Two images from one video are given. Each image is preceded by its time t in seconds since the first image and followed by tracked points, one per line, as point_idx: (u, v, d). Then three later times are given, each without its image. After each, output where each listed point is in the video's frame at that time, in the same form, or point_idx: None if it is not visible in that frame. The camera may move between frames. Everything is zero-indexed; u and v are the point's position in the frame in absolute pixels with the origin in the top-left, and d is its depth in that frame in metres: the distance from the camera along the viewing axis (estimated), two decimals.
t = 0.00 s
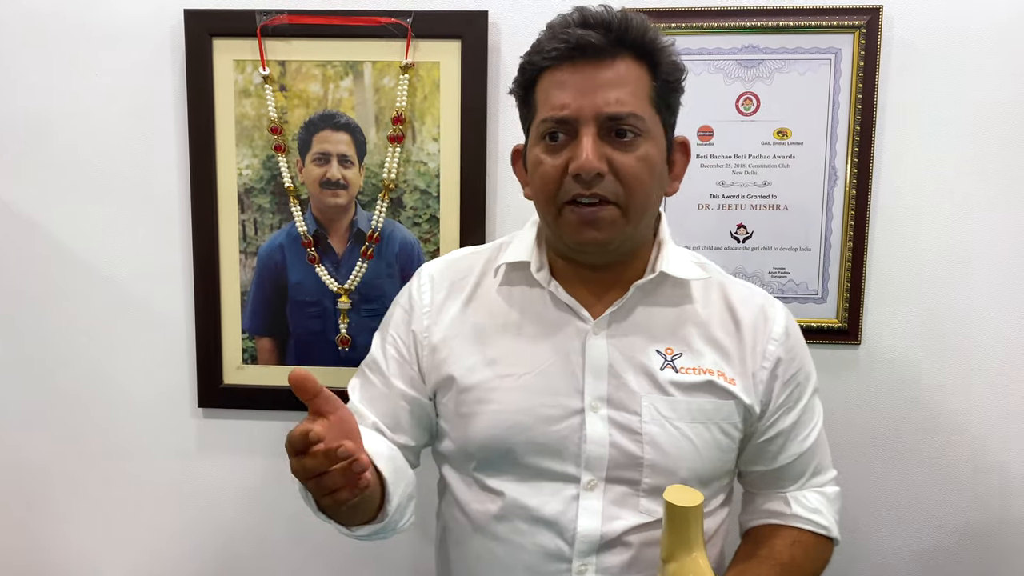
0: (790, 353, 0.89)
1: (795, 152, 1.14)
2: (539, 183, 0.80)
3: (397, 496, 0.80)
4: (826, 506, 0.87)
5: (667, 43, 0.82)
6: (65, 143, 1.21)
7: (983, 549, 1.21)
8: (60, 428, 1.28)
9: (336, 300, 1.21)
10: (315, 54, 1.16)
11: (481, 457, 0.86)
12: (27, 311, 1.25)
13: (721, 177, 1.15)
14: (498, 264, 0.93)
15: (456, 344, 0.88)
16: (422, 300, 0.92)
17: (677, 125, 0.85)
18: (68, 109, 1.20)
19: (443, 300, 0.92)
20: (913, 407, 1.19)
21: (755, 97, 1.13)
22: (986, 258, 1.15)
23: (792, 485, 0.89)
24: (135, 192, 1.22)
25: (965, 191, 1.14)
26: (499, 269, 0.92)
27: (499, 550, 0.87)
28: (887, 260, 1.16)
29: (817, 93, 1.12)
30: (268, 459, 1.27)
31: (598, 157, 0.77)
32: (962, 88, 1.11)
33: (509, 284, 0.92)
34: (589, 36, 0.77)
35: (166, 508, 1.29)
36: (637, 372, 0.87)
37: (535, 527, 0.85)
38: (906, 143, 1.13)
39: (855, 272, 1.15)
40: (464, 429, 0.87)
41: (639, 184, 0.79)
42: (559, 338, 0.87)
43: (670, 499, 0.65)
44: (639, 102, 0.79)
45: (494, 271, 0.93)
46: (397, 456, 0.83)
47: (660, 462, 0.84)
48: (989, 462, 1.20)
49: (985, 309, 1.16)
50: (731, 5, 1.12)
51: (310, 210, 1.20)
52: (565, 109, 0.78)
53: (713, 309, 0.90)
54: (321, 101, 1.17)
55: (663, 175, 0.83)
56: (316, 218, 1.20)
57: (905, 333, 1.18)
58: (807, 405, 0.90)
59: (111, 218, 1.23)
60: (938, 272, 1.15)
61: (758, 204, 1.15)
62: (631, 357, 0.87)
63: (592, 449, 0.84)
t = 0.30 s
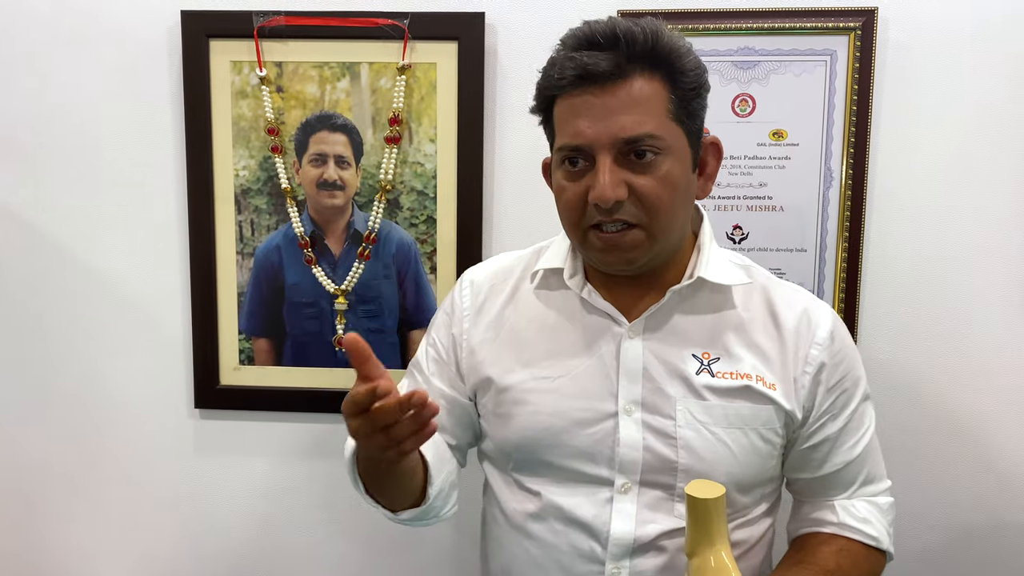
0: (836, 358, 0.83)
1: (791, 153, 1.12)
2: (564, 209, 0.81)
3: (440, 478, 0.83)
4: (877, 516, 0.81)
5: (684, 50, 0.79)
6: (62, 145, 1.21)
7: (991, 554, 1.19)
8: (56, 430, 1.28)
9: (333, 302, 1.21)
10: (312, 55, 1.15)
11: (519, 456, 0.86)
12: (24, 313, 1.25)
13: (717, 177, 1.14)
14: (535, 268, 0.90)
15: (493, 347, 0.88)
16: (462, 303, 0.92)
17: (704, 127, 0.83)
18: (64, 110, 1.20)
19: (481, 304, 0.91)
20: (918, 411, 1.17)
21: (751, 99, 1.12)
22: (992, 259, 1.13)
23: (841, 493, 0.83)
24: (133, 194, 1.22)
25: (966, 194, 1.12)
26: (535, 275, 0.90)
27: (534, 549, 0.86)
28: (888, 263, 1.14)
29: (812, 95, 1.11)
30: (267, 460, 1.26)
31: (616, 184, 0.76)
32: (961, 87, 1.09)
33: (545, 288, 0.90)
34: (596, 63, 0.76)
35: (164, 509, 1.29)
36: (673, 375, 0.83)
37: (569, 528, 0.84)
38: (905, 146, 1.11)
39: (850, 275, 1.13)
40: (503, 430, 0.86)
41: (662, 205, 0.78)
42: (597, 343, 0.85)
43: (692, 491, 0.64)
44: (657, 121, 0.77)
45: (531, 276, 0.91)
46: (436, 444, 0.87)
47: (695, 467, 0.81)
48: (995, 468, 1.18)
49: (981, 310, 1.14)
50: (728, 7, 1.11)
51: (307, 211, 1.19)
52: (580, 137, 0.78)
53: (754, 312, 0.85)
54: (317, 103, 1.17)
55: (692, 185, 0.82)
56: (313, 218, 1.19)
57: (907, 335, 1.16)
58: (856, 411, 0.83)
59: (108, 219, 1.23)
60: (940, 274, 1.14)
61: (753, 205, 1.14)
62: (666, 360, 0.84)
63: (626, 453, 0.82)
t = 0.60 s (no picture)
0: (856, 357, 0.81)
1: (790, 152, 1.12)
2: (581, 196, 0.80)
3: (445, 455, 0.83)
4: (901, 521, 0.80)
5: (686, 36, 0.80)
6: (61, 145, 1.21)
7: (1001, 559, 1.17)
8: (56, 430, 1.28)
9: (333, 301, 1.20)
10: (311, 54, 1.15)
11: (534, 453, 0.86)
12: (23, 313, 1.25)
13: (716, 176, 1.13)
14: (555, 268, 0.92)
15: (512, 343, 0.89)
16: (483, 302, 0.94)
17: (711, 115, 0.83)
18: (62, 111, 1.20)
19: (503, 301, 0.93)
20: (921, 413, 1.16)
21: (750, 98, 1.12)
22: (996, 260, 1.11)
23: (864, 497, 0.82)
24: (132, 194, 1.21)
25: (968, 195, 1.10)
26: (556, 273, 0.91)
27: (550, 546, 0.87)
28: (889, 263, 1.13)
29: (811, 93, 1.10)
30: (268, 459, 1.26)
31: (631, 156, 0.76)
32: (960, 85, 1.09)
33: (565, 286, 0.91)
34: (604, 43, 0.77)
35: (165, 508, 1.29)
36: (687, 373, 0.83)
37: (583, 525, 0.84)
38: (904, 146, 1.11)
39: (847, 277, 1.12)
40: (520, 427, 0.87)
41: (678, 178, 0.77)
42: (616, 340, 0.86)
43: (704, 489, 0.63)
44: (666, 96, 0.77)
45: (551, 275, 0.92)
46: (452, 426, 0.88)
47: (709, 467, 0.80)
48: (1002, 472, 1.16)
49: (983, 309, 1.13)
50: (726, 6, 1.11)
51: (305, 210, 1.19)
52: (591, 117, 0.78)
53: (771, 311, 0.84)
54: (316, 102, 1.16)
55: (705, 167, 0.81)
56: (312, 217, 1.19)
57: (909, 337, 1.15)
58: (878, 414, 0.82)
59: (106, 220, 1.23)
60: (941, 275, 1.13)
61: (752, 204, 1.13)
62: (681, 359, 0.83)
63: (640, 451, 0.82)
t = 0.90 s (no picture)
0: (861, 357, 0.81)
1: (789, 150, 1.11)
2: (590, 205, 0.81)
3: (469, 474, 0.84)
4: (902, 520, 0.80)
5: (714, 48, 0.79)
6: (58, 142, 1.20)
7: (1000, 557, 1.17)
8: (53, 428, 1.27)
9: (331, 299, 1.20)
10: (309, 51, 1.15)
11: (541, 452, 0.87)
12: (20, 310, 1.25)
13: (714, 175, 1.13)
14: (559, 268, 0.91)
15: (517, 345, 0.89)
16: (488, 302, 0.93)
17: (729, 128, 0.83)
18: (59, 110, 1.20)
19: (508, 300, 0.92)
20: (921, 413, 1.16)
21: (749, 96, 1.11)
22: (996, 258, 1.11)
23: (866, 495, 0.82)
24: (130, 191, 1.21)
25: (967, 193, 1.10)
26: (560, 273, 0.90)
27: (553, 543, 0.87)
28: (888, 262, 1.13)
29: (811, 91, 1.10)
30: (266, 456, 1.26)
31: (645, 179, 0.77)
32: (959, 84, 1.08)
33: (569, 287, 0.90)
34: (630, 58, 0.76)
35: (162, 505, 1.29)
36: (691, 373, 0.83)
37: (588, 523, 0.84)
38: (903, 145, 1.10)
39: (846, 275, 1.12)
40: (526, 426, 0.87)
41: (690, 201, 0.78)
42: (621, 340, 0.85)
43: (699, 488, 0.62)
44: (687, 118, 0.77)
45: (555, 275, 0.91)
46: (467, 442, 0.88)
47: (713, 466, 0.80)
48: (1002, 470, 1.16)
49: (983, 308, 1.13)
50: (726, 4, 1.10)
51: (304, 208, 1.19)
52: (609, 131, 0.78)
53: (775, 310, 0.84)
54: (315, 99, 1.16)
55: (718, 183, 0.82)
56: (310, 215, 1.19)
57: (909, 336, 1.14)
58: (881, 413, 0.82)
59: (105, 219, 1.22)
60: (941, 274, 1.12)
61: (751, 203, 1.13)
62: (686, 359, 0.83)
63: (643, 450, 0.82)
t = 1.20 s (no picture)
0: (865, 354, 0.81)
1: (787, 148, 1.11)
2: (592, 204, 0.81)
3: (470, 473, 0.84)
4: (905, 514, 0.81)
5: (703, 40, 0.79)
6: (55, 139, 1.20)
7: (999, 555, 1.17)
8: (50, 425, 1.27)
9: (328, 296, 1.20)
10: (307, 48, 1.14)
11: (547, 451, 0.86)
12: (16, 307, 1.24)
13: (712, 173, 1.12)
14: (561, 266, 0.91)
15: (520, 343, 0.89)
16: (489, 300, 0.93)
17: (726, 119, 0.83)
18: (55, 106, 1.19)
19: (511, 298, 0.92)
20: (921, 412, 1.16)
21: (748, 94, 1.11)
22: (995, 257, 1.11)
23: (869, 490, 0.82)
24: (127, 187, 1.21)
25: (967, 191, 1.10)
26: (562, 271, 0.90)
27: (558, 543, 0.86)
28: (887, 260, 1.13)
29: (809, 89, 1.09)
30: (264, 454, 1.25)
31: (645, 173, 0.76)
32: (957, 81, 1.08)
33: (572, 284, 0.90)
34: (620, 54, 0.76)
35: (161, 503, 1.28)
36: (698, 371, 0.83)
37: (594, 522, 0.84)
38: (902, 143, 1.10)
39: (844, 274, 1.12)
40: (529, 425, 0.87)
41: (691, 193, 0.78)
42: (624, 338, 0.85)
43: (724, 489, 0.62)
44: (683, 110, 0.77)
45: (557, 273, 0.91)
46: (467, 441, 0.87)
47: (721, 463, 0.80)
48: (1001, 468, 1.16)
49: (981, 305, 1.13)
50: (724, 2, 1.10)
51: (301, 205, 1.18)
52: (606, 129, 0.78)
53: (780, 308, 0.84)
54: (312, 96, 1.16)
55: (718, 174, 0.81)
56: (307, 213, 1.18)
57: (909, 335, 1.14)
58: (884, 409, 0.82)
59: (102, 216, 1.22)
60: (941, 272, 1.12)
61: (750, 201, 1.13)
62: (692, 357, 0.83)
63: (652, 448, 0.81)
